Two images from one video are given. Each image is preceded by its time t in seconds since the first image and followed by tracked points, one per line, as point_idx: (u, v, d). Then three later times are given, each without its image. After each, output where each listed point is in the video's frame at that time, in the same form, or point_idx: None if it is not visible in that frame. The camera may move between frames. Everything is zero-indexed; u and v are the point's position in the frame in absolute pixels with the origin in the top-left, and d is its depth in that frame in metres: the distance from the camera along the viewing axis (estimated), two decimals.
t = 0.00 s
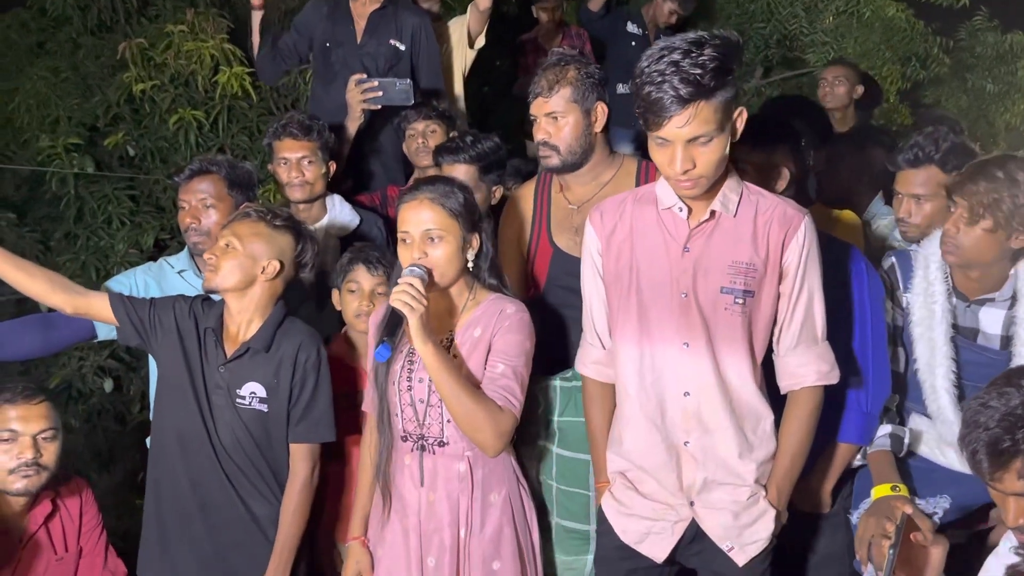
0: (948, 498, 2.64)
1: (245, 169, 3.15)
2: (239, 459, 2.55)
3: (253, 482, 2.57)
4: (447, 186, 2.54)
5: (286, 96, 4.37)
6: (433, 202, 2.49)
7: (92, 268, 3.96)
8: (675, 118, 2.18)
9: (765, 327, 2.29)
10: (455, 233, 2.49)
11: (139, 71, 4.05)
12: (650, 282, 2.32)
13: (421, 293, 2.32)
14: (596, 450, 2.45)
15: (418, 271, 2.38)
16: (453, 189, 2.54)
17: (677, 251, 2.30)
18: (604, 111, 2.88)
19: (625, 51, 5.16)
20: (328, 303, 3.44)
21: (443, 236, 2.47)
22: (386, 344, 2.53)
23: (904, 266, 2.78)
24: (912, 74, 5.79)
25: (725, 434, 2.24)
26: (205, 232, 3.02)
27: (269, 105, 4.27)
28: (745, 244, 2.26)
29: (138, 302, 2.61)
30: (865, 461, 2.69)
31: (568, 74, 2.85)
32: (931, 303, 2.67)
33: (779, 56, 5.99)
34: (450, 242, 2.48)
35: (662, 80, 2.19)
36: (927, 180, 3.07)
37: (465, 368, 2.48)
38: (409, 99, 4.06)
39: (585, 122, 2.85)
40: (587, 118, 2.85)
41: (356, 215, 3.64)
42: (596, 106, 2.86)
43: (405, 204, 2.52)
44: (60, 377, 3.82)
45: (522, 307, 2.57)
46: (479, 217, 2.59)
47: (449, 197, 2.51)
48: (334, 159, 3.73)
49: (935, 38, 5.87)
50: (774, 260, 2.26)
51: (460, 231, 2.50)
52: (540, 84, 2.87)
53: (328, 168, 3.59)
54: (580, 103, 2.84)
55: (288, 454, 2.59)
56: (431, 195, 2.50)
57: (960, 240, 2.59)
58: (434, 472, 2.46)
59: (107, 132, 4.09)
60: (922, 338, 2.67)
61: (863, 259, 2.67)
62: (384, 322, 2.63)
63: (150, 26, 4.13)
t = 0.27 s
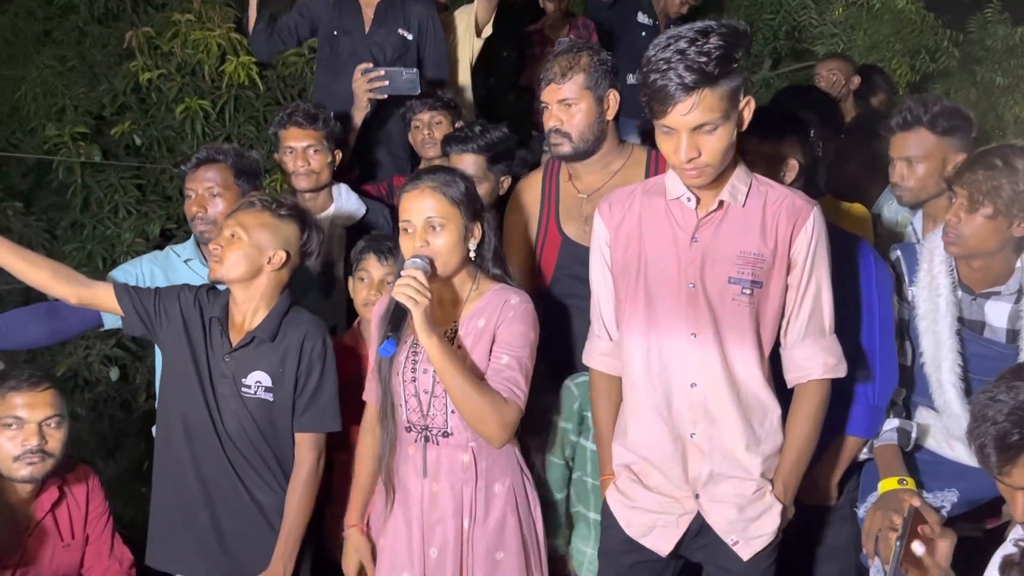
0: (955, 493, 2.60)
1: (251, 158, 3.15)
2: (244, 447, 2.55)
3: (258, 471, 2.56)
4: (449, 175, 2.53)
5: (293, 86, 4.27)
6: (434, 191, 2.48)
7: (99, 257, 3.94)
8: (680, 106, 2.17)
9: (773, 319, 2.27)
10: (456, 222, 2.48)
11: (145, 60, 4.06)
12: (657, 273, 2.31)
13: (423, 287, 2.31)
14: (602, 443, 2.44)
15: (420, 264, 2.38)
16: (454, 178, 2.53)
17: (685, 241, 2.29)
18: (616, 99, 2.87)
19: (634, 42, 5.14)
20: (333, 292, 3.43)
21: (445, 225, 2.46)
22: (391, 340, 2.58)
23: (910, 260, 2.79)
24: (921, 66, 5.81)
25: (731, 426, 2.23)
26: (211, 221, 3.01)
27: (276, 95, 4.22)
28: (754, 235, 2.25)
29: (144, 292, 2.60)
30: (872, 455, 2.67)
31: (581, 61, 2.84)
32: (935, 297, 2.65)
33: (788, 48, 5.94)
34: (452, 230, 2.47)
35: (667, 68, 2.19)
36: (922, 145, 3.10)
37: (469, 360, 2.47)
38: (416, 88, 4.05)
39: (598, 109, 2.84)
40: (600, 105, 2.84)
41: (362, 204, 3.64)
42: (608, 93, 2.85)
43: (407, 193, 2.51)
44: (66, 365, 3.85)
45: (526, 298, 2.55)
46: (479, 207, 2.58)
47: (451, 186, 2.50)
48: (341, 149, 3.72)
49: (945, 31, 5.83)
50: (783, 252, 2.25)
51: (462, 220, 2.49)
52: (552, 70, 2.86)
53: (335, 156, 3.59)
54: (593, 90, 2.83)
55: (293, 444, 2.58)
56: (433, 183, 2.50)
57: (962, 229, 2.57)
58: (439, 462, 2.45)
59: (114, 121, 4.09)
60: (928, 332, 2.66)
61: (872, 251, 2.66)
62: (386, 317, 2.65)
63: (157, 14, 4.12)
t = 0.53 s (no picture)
0: (970, 484, 2.58)
1: (260, 145, 3.14)
2: (254, 434, 2.55)
3: (269, 458, 2.56)
4: (453, 163, 2.51)
5: (301, 75, 4.30)
6: (438, 181, 2.46)
7: (108, 246, 3.96)
8: (696, 90, 2.16)
9: (786, 309, 2.26)
10: (463, 211, 2.47)
11: (154, 49, 4.02)
12: (670, 261, 2.30)
13: (431, 277, 2.31)
14: (612, 433, 2.43)
15: (428, 254, 2.36)
16: (457, 166, 2.51)
17: (698, 229, 2.28)
18: (631, 88, 2.85)
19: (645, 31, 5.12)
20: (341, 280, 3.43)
21: (453, 216, 2.46)
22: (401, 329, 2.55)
23: (923, 249, 2.80)
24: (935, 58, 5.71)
25: (742, 416, 2.22)
26: (221, 208, 3.01)
27: (285, 84, 4.23)
28: (767, 223, 2.24)
29: (155, 280, 2.61)
30: (885, 446, 2.68)
31: (599, 49, 2.81)
32: (949, 287, 2.65)
33: (800, 38, 5.94)
34: (459, 220, 2.46)
35: (684, 51, 2.17)
36: (926, 133, 3.10)
37: (478, 348, 2.46)
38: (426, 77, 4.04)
39: (614, 97, 2.82)
40: (616, 94, 2.82)
41: (371, 192, 3.64)
42: (624, 82, 2.84)
43: (410, 186, 2.50)
44: (76, 353, 3.84)
45: (535, 284, 2.55)
46: (486, 192, 2.56)
47: (455, 174, 2.49)
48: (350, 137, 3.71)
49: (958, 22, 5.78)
50: (796, 241, 2.24)
51: (469, 209, 2.48)
52: (567, 58, 2.83)
53: (344, 144, 3.58)
54: (609, 79, 2.80)
55: (303, 431, 2.58)
56: (437, 173, 2.48)
57: (981, 214, 2.55)
58: (448, 448, 2.45)
59: (123, 110, 4.07)
60: (941, 322, 2.65)
61: (885, 240, 2.65)
62: (395, 304, 2.66)
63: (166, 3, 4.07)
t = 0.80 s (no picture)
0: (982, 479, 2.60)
1: (269, 139, 3.14)
2: (265, 426, 2.56)
3: (280, 450, 2.57)
4: (464, 158, 2.50)
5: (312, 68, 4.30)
6: (450, 176, 2.46)
7: (119, 238, 3.97)
8: (709, 83, 2.15)
9: (799, 303, 2.25)
10: (474, 207, 2.46)
11: (165, 41, 4.00)
12: (683, 256, 2.30)
13: (442, 267, 2.31)
14: (624, 426, 2.44)
15: (437, 246, 2.37)
16: (470, 161, 2.50)
17: (711, 224, 2.27)
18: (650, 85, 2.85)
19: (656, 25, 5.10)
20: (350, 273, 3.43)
21: (461, 212, 2.45)
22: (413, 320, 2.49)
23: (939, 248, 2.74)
24: (947, 51, 5.63)
25: (755, 411, 2.21)
26: (229, 201, 3.02)
27: (295, 76, 4.24)
28: (780, 218, 2.23)
29: (166, 273, 2.62)
30: (895, 441, 2.67)
31: (621, 43, 2.80)
32: (965, 285, 2.64)
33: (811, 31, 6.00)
34: (469, 215, 2.45)
35: (698, 45, 2.16)
36: (939, 126, 3.14)
37: (488, 337, 2.47)
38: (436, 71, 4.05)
39: (634, 93, 2.81)
40: (636, 90, 2.81)
41: (381, 184, 3.61)
42: (643, 79, 2.83)
43: (422, 179, 2.50)
44: (87, 344, 3.84)
45: (546, 276, 2.55)
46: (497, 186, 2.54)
47: (466, 169, 2.47)
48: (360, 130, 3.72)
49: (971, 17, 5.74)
50: (810, 235, 2.23)
51: (480, 205, 2.47)
52: (590, 51, 2.80)
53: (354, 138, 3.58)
54: (631, 75, 2.79)
55: (314, 423, 2.59)
56: (448, 168, 2.47)
57: None
58: (458, 439, 2.45)
59: (134, 103, 4.04)
60: (956, 320, 2.65)
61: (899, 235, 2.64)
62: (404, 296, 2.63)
63: None
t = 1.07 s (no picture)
0: (997, 474, 2.60)
1: (283, 134, 3.15)
2: (281, 421, 2.57)
3: (294, 444, 2.58)
4: (490, 154, 2.51)
5: (323, 62, 4.30)
6: (477, 169, 2.47)
7: (132, 232, 3.95)
8: (723, 80, 2.15)
9: (817, 301, 2.25)
10: (498, 201, 2.47)
11: (177, 36, 4.01)
12: (700, 253, 2.29)
13: (464, 261, 2.31)
14: (639, 422, 2.43)
15: (461, 238, 2.37)
16: (496, 157, 2.51)
17: (728, 221, 2.27)
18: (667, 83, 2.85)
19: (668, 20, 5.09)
20: (363, 269, 3.44)
21: (487, 205, 2.46)
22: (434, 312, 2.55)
23: (959, 246, 2.76)
24: (960, 46, 5.55)
25: (771, 408, 2.22)
26: (243, 197, 3.02)
27: (306, 71, 4.23)
28: (799, 215, 2.23)
29: (181, 268, 2.62)
30: (910, 438, 2.65)
31: (642, 41, 2.79)
32: (986, 285, 2.65)
33: (823, 26, 6.03)
34: (493, 209, 2.47)
35: (713, 42, 2.17)
36: (957, 119, 3.14)
37: (504, 330, 2.47)
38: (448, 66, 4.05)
39: (652, 92, 2.81)
40: (654, 88, 2.81)
41: (393, 180, 3.62)
42: (661, 76, 2.83)
43: (448, 170, 2.50)
44: (99, 339, 3.88)
45: (560, 272, 2.56)
46: (518, 184, 2.56)
47: (493, 164, 2.49)
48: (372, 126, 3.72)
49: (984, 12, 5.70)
50: (828, 233, 2.23)
51: (503, 200, 2.49)
52: (610, 49, 2.79)
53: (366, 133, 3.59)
54: (649, 73, 2.79)
55: (328, 418, 2.59)
56: (476, 161, 2.49)
57: None
58: (472, 432, 2.46)
59: (145, 97, 4.05)
60: (975, 319, 2.66)
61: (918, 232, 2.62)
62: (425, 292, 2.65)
63: None
